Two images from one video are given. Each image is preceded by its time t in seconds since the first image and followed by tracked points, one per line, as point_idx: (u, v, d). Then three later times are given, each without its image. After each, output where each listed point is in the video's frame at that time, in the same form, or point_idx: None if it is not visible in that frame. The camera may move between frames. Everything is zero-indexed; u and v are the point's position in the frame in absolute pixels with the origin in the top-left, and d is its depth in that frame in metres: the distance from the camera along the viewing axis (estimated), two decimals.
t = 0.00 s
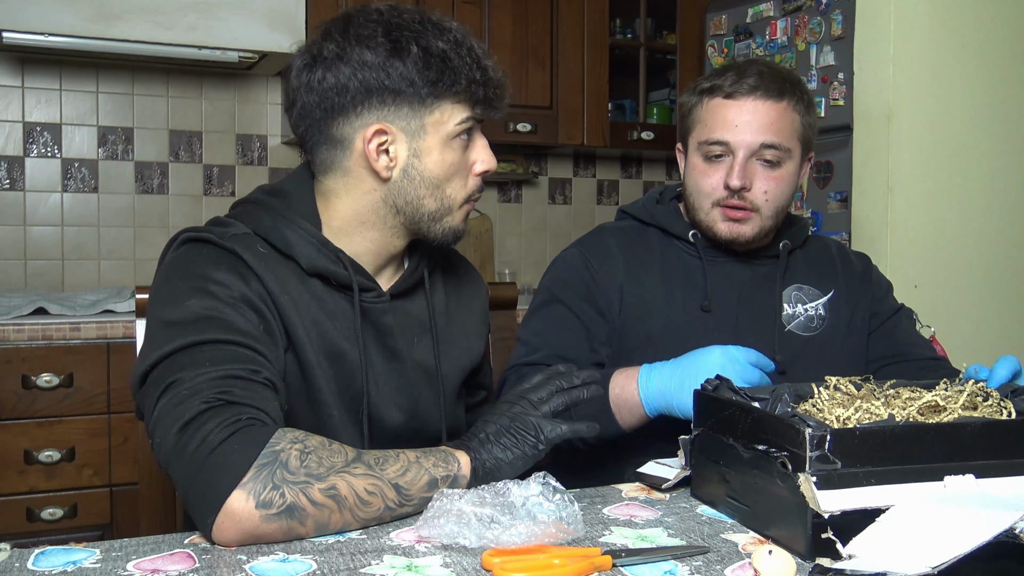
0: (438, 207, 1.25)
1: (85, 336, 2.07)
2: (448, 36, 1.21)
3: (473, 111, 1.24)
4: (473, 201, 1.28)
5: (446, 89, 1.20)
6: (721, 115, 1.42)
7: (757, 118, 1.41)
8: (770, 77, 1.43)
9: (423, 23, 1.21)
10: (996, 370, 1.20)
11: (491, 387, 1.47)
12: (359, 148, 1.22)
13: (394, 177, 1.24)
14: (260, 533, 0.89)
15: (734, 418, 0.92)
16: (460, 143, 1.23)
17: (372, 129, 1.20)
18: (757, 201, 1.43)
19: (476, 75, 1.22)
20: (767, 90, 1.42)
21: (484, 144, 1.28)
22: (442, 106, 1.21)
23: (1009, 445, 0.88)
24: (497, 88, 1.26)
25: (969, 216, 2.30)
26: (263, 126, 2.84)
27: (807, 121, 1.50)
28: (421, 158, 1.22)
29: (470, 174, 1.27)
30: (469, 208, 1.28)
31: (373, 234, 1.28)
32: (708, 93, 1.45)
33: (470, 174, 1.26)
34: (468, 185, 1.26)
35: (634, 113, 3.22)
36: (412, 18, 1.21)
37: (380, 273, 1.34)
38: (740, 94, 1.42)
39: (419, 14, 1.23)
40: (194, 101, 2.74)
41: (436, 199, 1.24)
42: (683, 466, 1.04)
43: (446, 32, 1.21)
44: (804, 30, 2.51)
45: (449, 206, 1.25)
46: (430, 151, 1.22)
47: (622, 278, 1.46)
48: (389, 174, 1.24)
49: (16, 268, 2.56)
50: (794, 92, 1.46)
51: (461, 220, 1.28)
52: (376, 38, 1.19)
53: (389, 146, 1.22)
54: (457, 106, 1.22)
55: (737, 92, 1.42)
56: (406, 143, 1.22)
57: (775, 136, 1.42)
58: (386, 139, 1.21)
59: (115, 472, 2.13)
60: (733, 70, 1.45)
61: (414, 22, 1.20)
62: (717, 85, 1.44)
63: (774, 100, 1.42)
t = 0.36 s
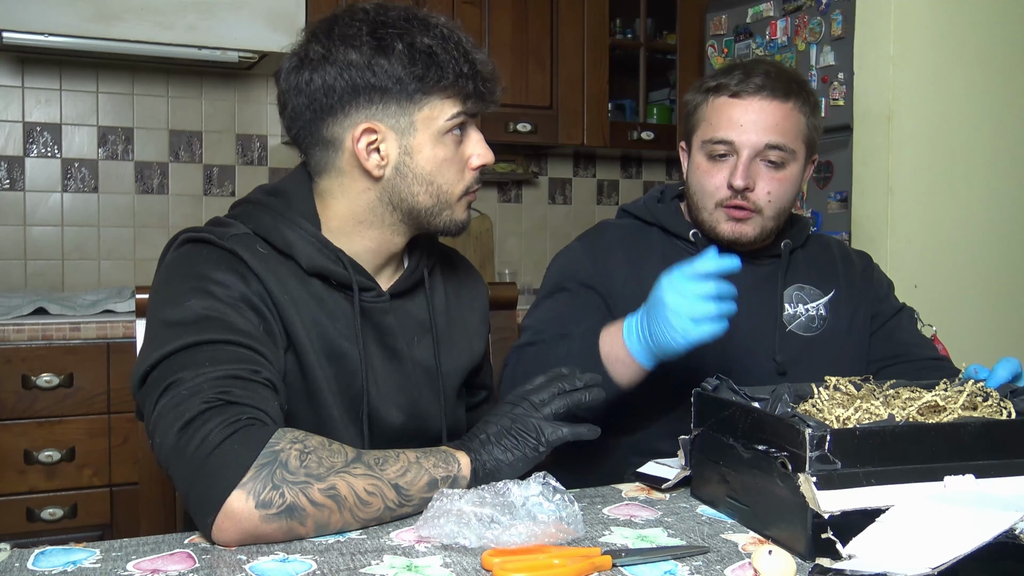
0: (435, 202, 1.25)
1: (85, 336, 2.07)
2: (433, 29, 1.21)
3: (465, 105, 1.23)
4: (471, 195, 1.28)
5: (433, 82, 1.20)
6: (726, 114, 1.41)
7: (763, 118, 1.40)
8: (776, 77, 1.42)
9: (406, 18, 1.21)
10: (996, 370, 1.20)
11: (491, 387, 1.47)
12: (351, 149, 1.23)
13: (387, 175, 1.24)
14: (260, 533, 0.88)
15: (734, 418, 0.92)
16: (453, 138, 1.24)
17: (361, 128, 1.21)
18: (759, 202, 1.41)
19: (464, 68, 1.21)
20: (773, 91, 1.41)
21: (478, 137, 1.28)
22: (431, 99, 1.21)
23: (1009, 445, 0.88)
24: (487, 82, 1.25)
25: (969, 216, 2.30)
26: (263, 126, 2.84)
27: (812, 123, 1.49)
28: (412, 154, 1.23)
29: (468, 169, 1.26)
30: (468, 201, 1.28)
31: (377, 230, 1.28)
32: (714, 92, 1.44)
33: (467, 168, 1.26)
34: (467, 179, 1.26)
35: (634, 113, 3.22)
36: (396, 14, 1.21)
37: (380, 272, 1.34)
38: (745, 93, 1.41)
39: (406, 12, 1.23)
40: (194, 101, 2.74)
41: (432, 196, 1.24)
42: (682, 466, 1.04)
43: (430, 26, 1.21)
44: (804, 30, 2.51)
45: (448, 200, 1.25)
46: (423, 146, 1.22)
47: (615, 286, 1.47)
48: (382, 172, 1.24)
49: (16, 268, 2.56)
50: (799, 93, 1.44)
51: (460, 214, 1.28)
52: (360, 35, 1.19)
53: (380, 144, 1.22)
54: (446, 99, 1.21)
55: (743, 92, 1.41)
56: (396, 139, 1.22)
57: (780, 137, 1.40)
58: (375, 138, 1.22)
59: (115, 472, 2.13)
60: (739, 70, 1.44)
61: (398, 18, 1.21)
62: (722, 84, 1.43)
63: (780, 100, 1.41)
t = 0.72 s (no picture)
0: (365, 207, 1.22)
1: (85, 336, 2.07)
2: (395, 34, 1.19)
3: (400, 114, 1.18)
4: (411, 206, 1.21)
5: (365, 86, 1.18)
6: (752, 113, 1.36)
7: (791, 119, 1.35)
8: (806, 77, 1.38)
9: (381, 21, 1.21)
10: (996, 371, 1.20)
11: (491, 387, 1.47)
12: (298, 138, 1.28)
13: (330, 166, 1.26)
14: (259, 532, 0.88)
15: (734, 419, 0.92)
16: (387, 144, 1.19)
17: (304, 115, 1.25)
18: (781, 207, 1.39)
19: (405, 72, 1.16)
20: (802, 92, 1.36)
21: (433, 151, 1.20)
22: (363, 104, 1.19)
23: (1009, 445, 0.88)
24: (439, 91, 1.17)
25: (969, 216, 2.30)
26: (263, 126, 2.84)
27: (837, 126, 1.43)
28: (344, 154, 1.22)
29: (409, 180, 1.20)
30: (410, 216, 1.21)
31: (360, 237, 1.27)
32: (740, 87, 1.39)
33: (403, 179, 1.20)
34: (402, 190, 1.20)
35: (634, 113, 3.22)
36: (373, 16, 1.22)
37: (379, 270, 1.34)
38: (774, 92, 1.36)
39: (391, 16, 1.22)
40: (194, 101, 2.74)
41: (364, 199, 1.22)
42: (682, 466, 1.05)
43: (395, 29, 1.20)
44: (804, 30, 2.51)
45: (376, 208, 1.21)
46: (357, 150, 1.21)
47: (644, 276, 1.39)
48: (325, 163, 1.27)
49: (16, 268, 2.56)
50: (828, 96, 1.40)
51: (396, 227, 1.22)
52: (328, 34, 1.22)
53: (322, 137, 1.25)
54: (380, 104, 1.18)
55: (772, 90, 1.36)
56: (333, 135, 1.23)
57: (807, 141, 1.36)
58: (317, 128, 1.25)
59: (115, 472, 2.13)
60: (768, 67, 1.38)
61: (371, 20, 1.21)
62: (750, 80, 1.38)
63: (809, 103, 1.36)
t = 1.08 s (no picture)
0: (352, 209, 1.23)
1: (85, 336, 2.07)
2: (379, 35, 1.20)
3: (384, 115, 1.18)
4: (396, 208, 1.21)
5: (348, 87, 1.18)
6: (778, 126, 1.17)
7: (824, 132, 1.15)
8: (840, 82, 1.18)
9: (367, 22, 1.22)
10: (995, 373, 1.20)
11: (492, 387, 1.46)
12: (291, 139, 1.30)
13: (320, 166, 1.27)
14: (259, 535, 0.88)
15: (733, 419, 0.91)
16: (372, 145, 1.20)
17: (295, 117, 1.27)
18: (811, 233, 1.20)
19: (386, 73, 1.17)
20: (837, 105, 1.16)
21: (418, 153, 1.19)
22: (348, 105, 1.20)
23: (1007, 445, 0.88)
24: (422, 91, 1.17)
25: (968, 216, 2.30)
26: (263, 126, 2.84)
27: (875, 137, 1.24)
28: (332, 155, 1.23)
29: (394, 181, 1.20)
30: (397, 218, 1.21)
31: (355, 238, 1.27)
32: (764, 97, 1.19)
33: (389, 181, 1.20)
34: (389, 191, 1.20)
35: (634, 113, 3.22)
36: (360, 17, 1.23)
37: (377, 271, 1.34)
38: (803, 104, 1.16)
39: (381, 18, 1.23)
40: (194, 101, 2.74)
41: (351, 201, 1.22)
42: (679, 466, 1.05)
43: (380, 30, 1.21)
44: (804, 30, 2.52)
45: (362, 209, 1.22)
46: (344, 151, 1.21)
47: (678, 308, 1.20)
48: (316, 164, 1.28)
49: (16, 268, 2.56)
50: (864, 106, 1.19)
51: (382, 229, 1.22)
52: (317, 36, 1.23)
53: (313, 138, 1.27)
54: (364, 105, 1.19)
55: (800, 101, 1.16)
56: (322, 136, 1.24)
57: (843, 158, 1.16)
58: (307, 130, 1.27)
59: (115, 472, 2.13)
60: (796, 73, 1.19)
61: (357, 20, 1.22)
62: (775, 90, 1.18)
63: (844, 115, 1.16)
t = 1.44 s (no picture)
0: (347, 209, 1.23)
1: (85, 336, 2.07)
2: (372, 35, 1.21)
3: (376, 116, 1.17)
4: (391, 207, 1.21)
5: (342, 87, 1.19)
6: (787, 141, 1.13)
7: (835, 149, 1.11)
8: (851, 94, 1.14)
9: (362, 22, 1.22)
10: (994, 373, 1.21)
11: (492, 386, 1.46)
12: (289, 138, 1.30)
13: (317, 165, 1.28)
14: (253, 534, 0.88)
15: (733, 419, 0.91)
16: (366, 146, 1.20)
17: (291, 118, 1.27)
18: (823, 252, 1.16)
19: (379, 73, 1.17)
20: (849, 117, 1.12)
21: (412, 153, 1.19)
22: (343, 106, 1.20)
23: (1008, 445, 0.88)
24: (415, 91, 1.16)
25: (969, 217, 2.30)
26: (263, 126, 2.84)
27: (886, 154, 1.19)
28: (328, 155, 1.23)
29: (388, 181, 1.20)
30: (392, 218, 1.22)
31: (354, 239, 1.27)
32: (773, 111, 1.15)
33: (383, 181, 1.20)
34: (383, 191, 1.20)
35: (634, 113, 3.22)
36: (355, 17, 1.23)
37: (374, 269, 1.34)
38: (814, 118, 1.12)
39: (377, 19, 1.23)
40: (194, 101, 2.74)
41: (347, 201, 1.23)
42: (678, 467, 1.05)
43: (373, 30, 1.21)
44: (804, 30, 2.52)
45: (358, 210, 1.22)
46: (339, 151, 1.21)
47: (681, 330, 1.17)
48: (313, 163, 1.29)
49: (16, 268, 2.56)
50: (876, 118, 1.16)
51: (377, 230, 1.22)
52: (313, 36, 1.23)
53: (310, 138, 1.27)
54: (357, 105, 1.19)
55: (810, 115, 1.12)
56: (319, 136, 1.25)
57: (856, 176, 1.12)
58: (303, 129, 1.27)
59: (116, 472, 2.13)
60: (806, 84, 1.14)
61: (352, 21, 1.22)
62: (784, 103, 1.14)
63: (857, 130, 1.12)
